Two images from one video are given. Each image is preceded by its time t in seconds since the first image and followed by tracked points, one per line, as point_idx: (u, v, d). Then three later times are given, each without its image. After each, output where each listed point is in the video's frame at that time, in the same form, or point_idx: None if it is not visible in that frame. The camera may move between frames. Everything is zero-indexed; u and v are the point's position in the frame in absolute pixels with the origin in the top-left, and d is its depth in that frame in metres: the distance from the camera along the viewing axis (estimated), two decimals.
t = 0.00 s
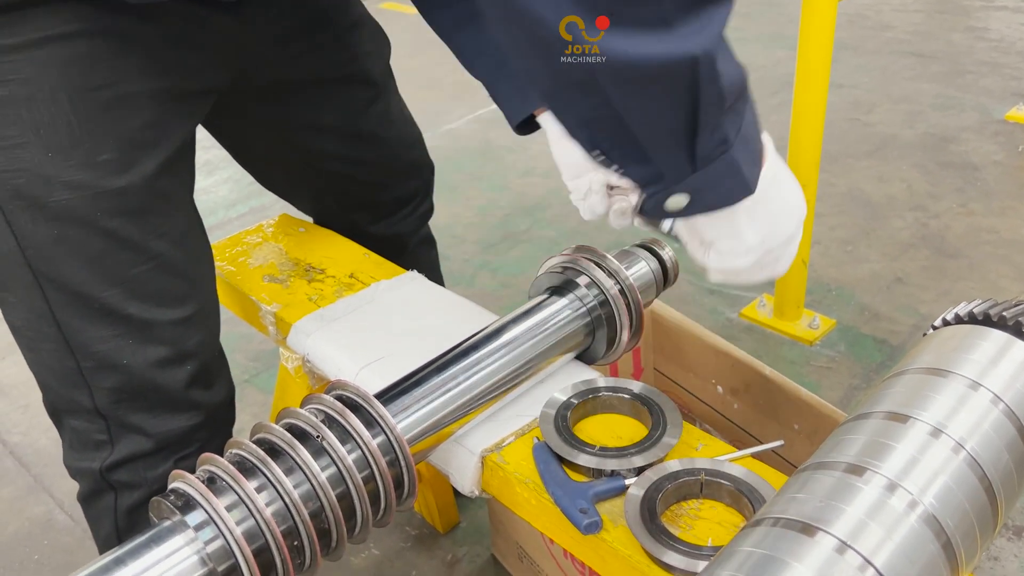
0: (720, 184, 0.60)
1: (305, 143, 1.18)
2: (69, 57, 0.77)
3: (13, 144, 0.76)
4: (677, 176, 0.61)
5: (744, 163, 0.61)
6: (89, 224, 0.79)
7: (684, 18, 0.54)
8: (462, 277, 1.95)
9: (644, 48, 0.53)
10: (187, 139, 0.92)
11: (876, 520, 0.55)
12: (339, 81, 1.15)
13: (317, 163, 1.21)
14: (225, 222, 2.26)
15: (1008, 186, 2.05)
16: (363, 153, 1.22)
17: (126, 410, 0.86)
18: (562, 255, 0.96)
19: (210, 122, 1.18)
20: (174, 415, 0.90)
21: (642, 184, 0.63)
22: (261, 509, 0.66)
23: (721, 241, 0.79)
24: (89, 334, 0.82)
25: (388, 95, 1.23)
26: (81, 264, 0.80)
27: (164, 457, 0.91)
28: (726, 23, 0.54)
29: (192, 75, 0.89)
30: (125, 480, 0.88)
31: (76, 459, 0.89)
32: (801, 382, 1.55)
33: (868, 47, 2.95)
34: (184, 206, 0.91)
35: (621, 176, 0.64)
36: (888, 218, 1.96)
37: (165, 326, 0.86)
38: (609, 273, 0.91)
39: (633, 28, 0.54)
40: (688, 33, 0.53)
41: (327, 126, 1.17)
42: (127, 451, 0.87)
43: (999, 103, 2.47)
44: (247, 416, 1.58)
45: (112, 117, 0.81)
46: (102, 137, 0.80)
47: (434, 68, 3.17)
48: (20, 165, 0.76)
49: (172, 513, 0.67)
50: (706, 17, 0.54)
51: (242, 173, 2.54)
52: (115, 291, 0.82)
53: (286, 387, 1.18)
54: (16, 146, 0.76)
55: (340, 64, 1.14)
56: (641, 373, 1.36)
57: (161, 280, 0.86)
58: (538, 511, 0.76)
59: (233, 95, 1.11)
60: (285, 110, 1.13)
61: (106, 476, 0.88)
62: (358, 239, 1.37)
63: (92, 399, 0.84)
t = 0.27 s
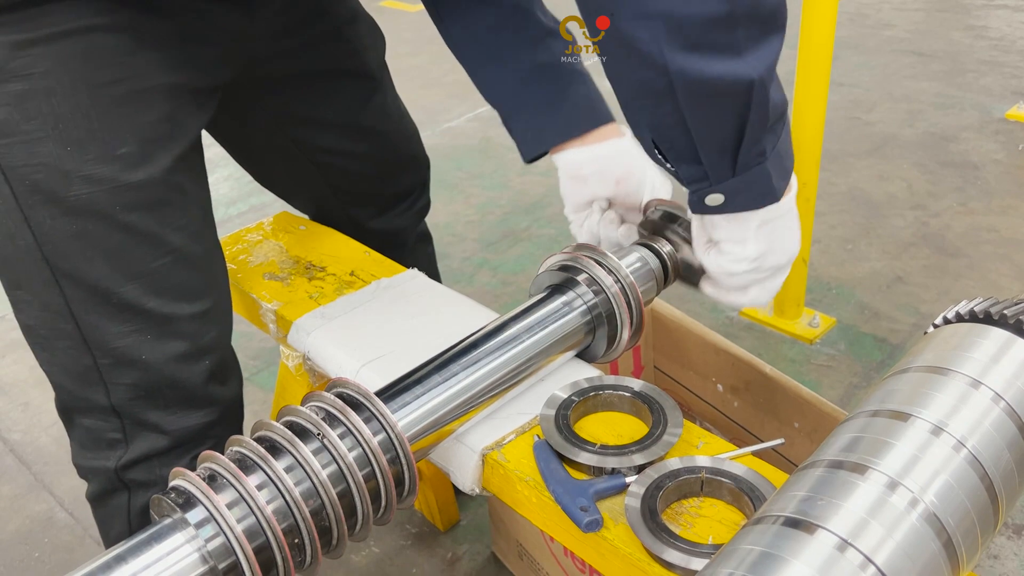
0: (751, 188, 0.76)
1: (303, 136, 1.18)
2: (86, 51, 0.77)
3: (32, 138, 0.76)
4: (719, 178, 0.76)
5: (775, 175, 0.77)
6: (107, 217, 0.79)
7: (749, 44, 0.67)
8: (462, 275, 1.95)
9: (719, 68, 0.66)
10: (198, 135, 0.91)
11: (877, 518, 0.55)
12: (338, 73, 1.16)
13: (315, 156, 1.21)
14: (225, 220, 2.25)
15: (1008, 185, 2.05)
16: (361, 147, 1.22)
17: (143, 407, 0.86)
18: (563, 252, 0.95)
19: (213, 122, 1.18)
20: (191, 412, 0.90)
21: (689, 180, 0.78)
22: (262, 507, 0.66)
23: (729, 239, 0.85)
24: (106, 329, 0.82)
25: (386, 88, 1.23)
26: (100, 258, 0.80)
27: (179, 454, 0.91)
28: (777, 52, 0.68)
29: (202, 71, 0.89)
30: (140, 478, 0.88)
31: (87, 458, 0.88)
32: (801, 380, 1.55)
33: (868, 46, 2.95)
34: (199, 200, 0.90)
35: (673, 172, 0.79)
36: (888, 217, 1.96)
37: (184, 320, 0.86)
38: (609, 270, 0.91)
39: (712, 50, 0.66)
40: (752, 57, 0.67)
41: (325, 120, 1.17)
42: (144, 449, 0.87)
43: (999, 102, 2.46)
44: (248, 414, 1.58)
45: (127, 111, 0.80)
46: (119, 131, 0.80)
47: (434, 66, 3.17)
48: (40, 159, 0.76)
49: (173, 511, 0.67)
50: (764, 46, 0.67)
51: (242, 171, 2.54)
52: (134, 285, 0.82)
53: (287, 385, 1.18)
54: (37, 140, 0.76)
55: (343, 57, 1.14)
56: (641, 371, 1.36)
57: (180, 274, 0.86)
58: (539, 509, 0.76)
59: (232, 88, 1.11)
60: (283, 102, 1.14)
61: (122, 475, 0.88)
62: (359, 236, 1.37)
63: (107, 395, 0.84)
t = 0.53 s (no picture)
0: (724, 205, 0.78)
1: (302, 134, 1.17)
2: (91, 47, 0.77)
3: (37, 135, 0.76)
4: (698, 191, 0.76)
5: (749, 193, 0.78)
6: (110, 213, 0.79)
7: (742, 49, 0.67)
8: (462, 273, 1.95)
9: (711, 69, 0.66)
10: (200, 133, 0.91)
11: (876, 517, 0.55)
12: (337, 72, 1.16)
13: (313, 154, 1.20)
14: (225, 218, 2.25)
15: (1008, 183, 2.05)
16: (360, 145, 1.22)
17: (143, 404, 0.86)
18: (562, 251, 0.95)
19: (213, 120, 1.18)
20: (190, 409, 0.90)
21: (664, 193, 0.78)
22: (262, 505, 0.66)
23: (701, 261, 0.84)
24: (108, 325, 0.82)
25: (382, 86, 1.23)
26: (102, 255, 0.80)
27: (180, 451, 0.91)
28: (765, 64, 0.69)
29: (205, 68, 0.89)
30: (140, 474, 0.88)
31: (88, 454, 0.88)
32: (801, 379, 1.55)
33: (868, 44, 2.95)
34: (201, 198, 0.91)
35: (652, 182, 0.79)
36: (888, 215, 1.96)
37: (186, 317, 0.86)
38: (609, 269, 0.91)
39: (706, 50, 0.66)
40: (743, 63, 0.68)
41: (323, 118, 1.17)
42: (145, 445, 0.87)
43: (999, 100, 2.46)
44: (248, 412, 1.58)
45: (131, 108, 0.80)
46: (123, 129, 0.80)
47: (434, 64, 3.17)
48: (44, 156, 0.76)
49: (173, 509, 0.67)
50: (753, 54, 0.68)
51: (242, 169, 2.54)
52: (137, 282, 0.82)
53: (287, 383, 1.18)
54: (42, 136, 0.76)
55: (342, 55, 1.14)
56: (641, 370, 1.36)
57: (182, 271, 0.86)
58: (538, 508, 0.76)
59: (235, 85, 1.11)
60: (280, 100, 1.13)
61: (122, 470, 0.87)
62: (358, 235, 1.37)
63: (108, 392, 0.84)
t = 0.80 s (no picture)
0: (723, 205, 0.78)
1: (299, 133, 1.17)
2: (88, 45, 0.77)
3: (33, 133, 0.75)
4: (696, 192, 0.77)
5: (747, 194, 0.78)
6: (107, 212, 0.79)
7: (738, 47, 0.69)
8: (462, 271, 1.94)
9: (708, 67, 0.67)
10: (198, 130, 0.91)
11: (876, 513, 0.55)
12: (336, 71, 1.16)
13: (310, 153, 1.20)
14: (225, 215, 2.25)
15: (1008, 182, 2.05)
16: (358, 144, 1.22)
17: (140, 402, 0.86)
18: (562, 248, 0.95)
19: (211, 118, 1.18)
20: (187, 406, 0.90)
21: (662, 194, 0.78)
22: (261, 502, 0.66)
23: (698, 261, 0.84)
24: (105, 324, 0.82)
25: (380, 86, 1.23)
26: (98, 253, 0.79)
27: (178, 448, 0.91)
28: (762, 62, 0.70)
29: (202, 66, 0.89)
30: (137, 472, 0.88)
31: (85, 452, 0.88)
32: (800, 377, 1.55)
33: (868, 43, 2.95)
34: (198, 196, 0.90)
35: (650, 183, 0.78)
36: (888, 214, 1.96)
37: (182, 316, 0.86)
38: (609, 266, 0.91)
39: (705, 48, 0.67)
40: (741, 61, 0.69)
41: (322, 116, 1.16)
42: (142, 443, 0.87)
43: (999, 99, 2.46)
44: (247, 410, 1.58)
45: (128, 106, 0.80)
46: (119, 127, 0.80)
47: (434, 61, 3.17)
48: (40, 154, 0.76)
49: (172, 505, 0.67)
50: (749, 53, 0.69)
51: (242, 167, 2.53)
52: (133, 281, 0.82)
53: (286, 380, 1.18)
54: (38, 134, 0.76)
55: (340, 53, 1.14)
56: (641, 367, 1.37)
57: (179, 269, 0.86)
58: (538, 504, 0.76)
59: (235, 82, 1.11)
60: (280, 99, 1.14)
61: (119, 469, 0.87)
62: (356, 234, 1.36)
63: (105, 390, 0.84)
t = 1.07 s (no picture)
0: (713, 208, 0.77)
1: (298, 131, 1.17)
2: (83, 43, 0.77)
3: (27, 131, 0.75)
4: (687, 194, 0.76)
5: (740, 197, 0.78)
6: (102, 211, 0.79)
7: (729, 51, 0.69)
8: (461, 269, 1.94)
9: (697, 69, 0.67)
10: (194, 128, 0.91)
11: (874, 512, 0.55)
12: (336, 70, 1.15)
13: (309, 152, 1.20)
14: (224, 213, 2.25)
15: (1007, 180, 2.05)
16: (357, 142, 1.21)
17: (137, 401, 0.86)
18: (560, 247, 0.95)
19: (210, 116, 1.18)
20: (185, 405, 0.90)
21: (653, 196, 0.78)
22: (260, 500, 0.66)
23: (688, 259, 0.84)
24: (101, 323, 0.81)
25: (381, 84, 1.22)
26: (95, 251, 0.79)
27: (175, 448, 0.91)
28: (754, 65, 0.70)
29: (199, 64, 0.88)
30: (134, 471, 0.88)
31: (83, 451, 0.88)
32: (799, 375, 1.55)
33: (867, 41, 2.94)
34: (194, 194, 0.90)
35: (640, 185, 0.79)
36: (887, 212, 1.96)
37: (179, 314, 0.86)
38: (607, 264, 0.91)
39: (692, 51, 0.67)
40: (731, 65, 0.69)
41: (321, 115, 1.16)
42: (139, 442, 0.87)
43: (998, 97, 2.46)
44: (246, 408, 1.58)
45: (124, 104, 0.80)
46: (115, 125, 0.79)
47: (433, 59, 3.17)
48: (34, 152, 0.76)
49: (170, 503, 0.67)
50: (742, 56, 0.69)
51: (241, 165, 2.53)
52: (129, 280, 0.82)
53: (285, 378, 1.18)
54: (31, 133, 0.75)
55: (339, 52, 1.14)
56: (640, 366, 1.37)
57: (175, 268, 0.86)
58: (536, 503, 0.76)
59: (234, 80, 1.11)
60: (280, 98, 1.14)
61: (116, 468, 0.87)
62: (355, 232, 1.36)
63: (102, 388, 0.84)
